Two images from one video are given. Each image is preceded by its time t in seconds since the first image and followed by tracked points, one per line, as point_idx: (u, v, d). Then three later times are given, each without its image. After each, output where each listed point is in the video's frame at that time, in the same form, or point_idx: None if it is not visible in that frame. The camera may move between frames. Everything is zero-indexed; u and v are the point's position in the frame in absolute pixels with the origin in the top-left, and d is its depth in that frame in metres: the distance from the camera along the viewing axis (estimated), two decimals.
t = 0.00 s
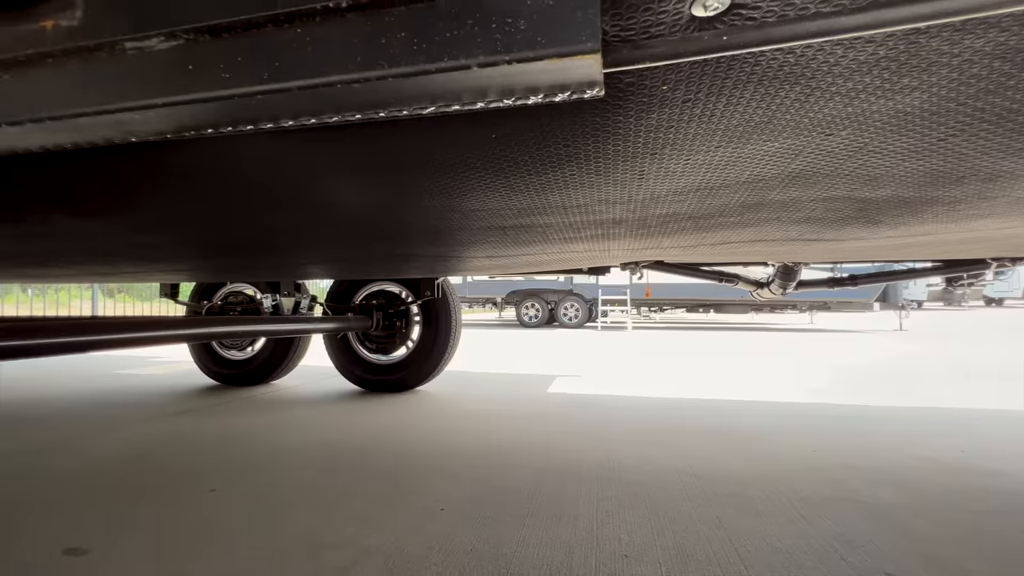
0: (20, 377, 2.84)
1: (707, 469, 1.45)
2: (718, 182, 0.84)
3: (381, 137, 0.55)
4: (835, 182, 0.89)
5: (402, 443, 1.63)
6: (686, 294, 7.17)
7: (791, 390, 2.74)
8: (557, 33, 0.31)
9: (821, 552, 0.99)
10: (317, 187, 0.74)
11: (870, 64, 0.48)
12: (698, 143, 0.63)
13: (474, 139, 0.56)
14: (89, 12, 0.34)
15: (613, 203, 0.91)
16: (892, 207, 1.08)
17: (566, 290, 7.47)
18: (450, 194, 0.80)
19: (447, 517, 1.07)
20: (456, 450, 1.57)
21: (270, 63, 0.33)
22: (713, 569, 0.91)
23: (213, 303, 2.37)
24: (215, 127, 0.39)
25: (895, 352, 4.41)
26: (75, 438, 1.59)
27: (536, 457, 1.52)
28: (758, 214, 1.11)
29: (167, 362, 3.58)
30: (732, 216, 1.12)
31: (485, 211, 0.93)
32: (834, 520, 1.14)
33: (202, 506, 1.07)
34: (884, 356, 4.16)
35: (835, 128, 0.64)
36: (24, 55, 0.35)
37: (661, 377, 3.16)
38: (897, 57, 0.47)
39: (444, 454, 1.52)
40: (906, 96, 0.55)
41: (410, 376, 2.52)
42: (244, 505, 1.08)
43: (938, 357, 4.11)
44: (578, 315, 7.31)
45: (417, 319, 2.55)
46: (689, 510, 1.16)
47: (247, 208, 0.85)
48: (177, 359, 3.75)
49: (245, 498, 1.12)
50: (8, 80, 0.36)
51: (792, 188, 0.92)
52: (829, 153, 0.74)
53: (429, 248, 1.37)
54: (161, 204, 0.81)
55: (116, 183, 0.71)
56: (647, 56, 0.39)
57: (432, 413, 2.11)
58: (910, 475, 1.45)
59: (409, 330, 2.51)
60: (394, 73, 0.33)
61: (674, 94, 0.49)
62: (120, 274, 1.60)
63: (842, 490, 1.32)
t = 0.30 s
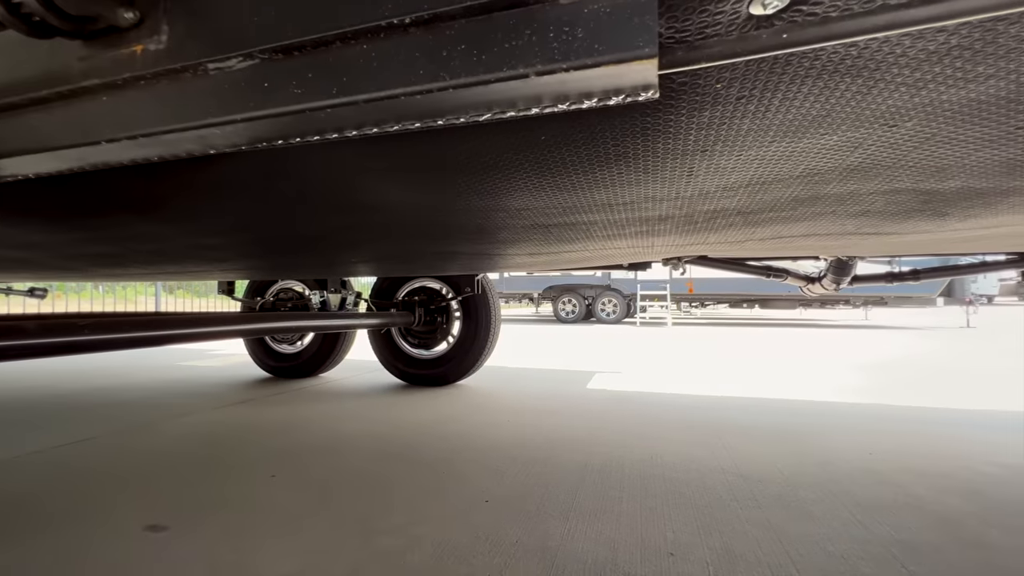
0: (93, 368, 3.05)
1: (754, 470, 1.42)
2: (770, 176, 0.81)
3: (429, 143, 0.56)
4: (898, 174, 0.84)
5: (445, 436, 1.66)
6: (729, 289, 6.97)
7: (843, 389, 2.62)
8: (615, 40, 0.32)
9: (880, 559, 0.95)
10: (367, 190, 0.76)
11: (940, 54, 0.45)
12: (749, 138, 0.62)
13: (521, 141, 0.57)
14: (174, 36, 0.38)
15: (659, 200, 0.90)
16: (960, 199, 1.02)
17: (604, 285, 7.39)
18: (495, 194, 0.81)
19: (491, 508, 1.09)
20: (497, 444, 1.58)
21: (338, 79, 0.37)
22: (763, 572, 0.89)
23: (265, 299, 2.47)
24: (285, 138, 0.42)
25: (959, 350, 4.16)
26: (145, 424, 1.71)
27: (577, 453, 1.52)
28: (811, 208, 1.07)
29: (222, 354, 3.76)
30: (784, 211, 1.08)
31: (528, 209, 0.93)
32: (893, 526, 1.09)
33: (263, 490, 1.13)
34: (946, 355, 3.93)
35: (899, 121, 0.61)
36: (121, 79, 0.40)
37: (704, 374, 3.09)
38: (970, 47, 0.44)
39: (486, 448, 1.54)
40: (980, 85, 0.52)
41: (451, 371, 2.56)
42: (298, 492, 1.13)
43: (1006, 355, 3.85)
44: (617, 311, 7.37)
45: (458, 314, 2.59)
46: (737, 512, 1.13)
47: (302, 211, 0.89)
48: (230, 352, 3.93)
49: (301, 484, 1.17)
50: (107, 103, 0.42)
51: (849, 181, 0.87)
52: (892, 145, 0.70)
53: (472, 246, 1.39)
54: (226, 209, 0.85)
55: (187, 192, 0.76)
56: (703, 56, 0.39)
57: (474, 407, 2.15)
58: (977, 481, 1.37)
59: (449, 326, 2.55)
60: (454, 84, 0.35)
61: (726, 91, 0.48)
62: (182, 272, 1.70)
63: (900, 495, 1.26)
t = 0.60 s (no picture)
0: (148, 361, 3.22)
1: (798, 472, 1.38)
2: (816, 171, 0.78)
3: (469, 144, 0.57)
4: (957, 165, 0.80)
5: (480, 431, 1.68)
6: (769, 284, 6.77)
7: (892, 390, 2.52)
8: (659, 41, 0.32)
9: (934, 566, 0.91)
10: (407, 191, 0.78)
11: (1005, 42, 0.42)
12: (795, 132, 0.60)
13: (560, 141, 0.57)
14: (232, 50, 0.42)
15: (699, 196, 0.88)
16: None
17: (637, 281, 7.29)
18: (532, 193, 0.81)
19: (527, 503, 1.10)
20: (532, 440, 1.59)
21: (386, 88, 0.38)
22: None
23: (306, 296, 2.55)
24: (336, 144, 0.44)
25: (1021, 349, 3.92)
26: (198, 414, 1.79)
27: (613, 451, 1.51)
28: (861, 202, 1.02)
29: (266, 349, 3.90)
30: (831, 205, 1.04)
31: (565, 207, 0.93)
32: (948, 533, 1.04)
33: (309, 479, 1.18)
34: (1007, 354, 3.71)
35: (958, 111, 0.57)
36: (187, 92, 0.44)
37: (743, 372, 3.01)
38: None
39: (520, 443, 1.55)
40: None
41: (485, 367, 2.59)
42: (340, 482, 1.17)
43: None
44: (651, 307, 7.21)
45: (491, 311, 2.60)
46: (781, 514, 1.11)
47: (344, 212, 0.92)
48: (272, 347, 4.07)
49: (343, 474, 1.21)
50: (173, 115, 0.47)
51: (903, 173, 0.83)
52: (950, 137, 0.66)
53: (508, 244, 1.39)
54: (273, 211, 0.89)
55: (239, 196, 0.80)
56: (749, 53, 0.38)
57: (508, 402, 2.16)
58: None
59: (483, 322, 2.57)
60: (497, 89, 0.36)
61: (771, 85, 0.47)
62: (228, 271, 1.77)
63: (957, 501, 1.20)
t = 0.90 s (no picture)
0: (188, 356, 3.34)
1: (834, 477, 1.34)
2: (854, 169, 0.75)
3: (495, 148, 0.57)
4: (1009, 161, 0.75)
5: (507, 428, 1.69)
6: (803, 281, 6.58)
7: (935, 391, 2.42)
8: (686, 44, 0.31)
9: None
10: (434, 193, 0.78)
11: None
12: (830, 130, 0.57)
13: (587, 143, 0.56)
14: (266, 62, 0.44)
15: (729, 194, 0.86)
16: None
17: (665, 278, 7.19)
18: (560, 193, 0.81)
19: (553, 502, 1.10)
20: (558, 439, 1.59)
21: (414, 96, 0.39)
22: None
23: (336, 294, 2.60)
24: (365, 151, 0.45)
25: None
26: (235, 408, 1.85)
27: (640, 450, 1.50)
28: (904, 199, 0.98)
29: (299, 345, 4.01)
30: (871, 203, 1.00)
31: (593, 207, 0.92)
32: (996, 545, 1.00)
33: (340, 473, 1.21)
34: None
35: (1010, 107, 0.54)
36: (224, 103, 0.46)
37: (776, 372, 2.94)
38: None
39: (547, 442, 1.55)
40: None
41: (510, 364, 2.60)
42: (369, 476, 1.19)
43: None
44: (680, 304, 7.13)
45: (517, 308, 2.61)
46: (815, 520, 1.08)
47: (374, 214, 0.94)
48: (304, 342, 4.18)
49: (372, 469, 1.24)
50: (213, 125, 0.49)
51: (949, 170, 0.79)
52: (1001, 133, 0.62)
53: (535, 243, 1.39)
54: (306, 214, 0.91)
55: (273, 200, 0.82)
56: (780, 53, 0.37)
57: (535, 400, 2.16)
58: None
59: (509, 320, 2.57)
60: (523, 96, 0.36)
61: (806, 82, 0.45)
62: (262, 270, 1.82)
63: (1007, 511, 1.15)
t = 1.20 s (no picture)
0: (218, 351, 3.44)
1: (865, 480, 1.30)
2: (884, 166, 0.73)
3: (514, 147, 0.57)
4: None
5: (528, 424, 1.70)
6: (832, 278, 6.42)
7: (973, 392, 2.34)
8: (709, 41, 0.31)
9: None
10: (456, 191, 0.79)
11: None
12: (858, 126, 0.56)
13: (607, 141, 0.56)
14: (293, 66, 0.45)
15: (752, 190, 0.84)
16: None
17: (689, 274, 7.09)
18: (581, 190, 0.80)
19: (574, 499, 1.10)
20: (580, 436, 1.59)
21: (436, 98, 0.40)
22: None
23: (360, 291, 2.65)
24: (388, 152, 0.46)
25: None
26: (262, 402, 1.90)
27: (663, 449, 1.49)
28: (939, 196, 0.94)
29: (325, 341, 4.08)
30: (904, 200, 0.96)
31: (614, 203, 0.91)
32: None
33: (364, 466, 1.23)
34: None
35: None
36: (255, 107, 0.48)
37: (804, 371, 2.88)
38: None
39: (568, 439, 1.55)
40: None
41: (531, 361, 2.60)
42: (393, 470, 1.21)
43: None
44: (704, 302, 7.03)
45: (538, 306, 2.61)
46: (844, 523, 1.06)
47: (397, 213, 0.95)
48: (329, 338, 4.26)
49: (396, 463, 1.26)
50: (243, 129, 0.51)
51: (987, 167, 0.76)
52: None
53: (556, 240, 1.39)
54: (332, 213, 0.93)
55: (300, 201, 0.84)
56: (806, 46, 0.37)
57: (556, 398, 2.16)
58: None
59: (530, 317, 2.57)
60: (542, 96, 0.36)
61: (832, 77, 0.44)
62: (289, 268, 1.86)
63: None
